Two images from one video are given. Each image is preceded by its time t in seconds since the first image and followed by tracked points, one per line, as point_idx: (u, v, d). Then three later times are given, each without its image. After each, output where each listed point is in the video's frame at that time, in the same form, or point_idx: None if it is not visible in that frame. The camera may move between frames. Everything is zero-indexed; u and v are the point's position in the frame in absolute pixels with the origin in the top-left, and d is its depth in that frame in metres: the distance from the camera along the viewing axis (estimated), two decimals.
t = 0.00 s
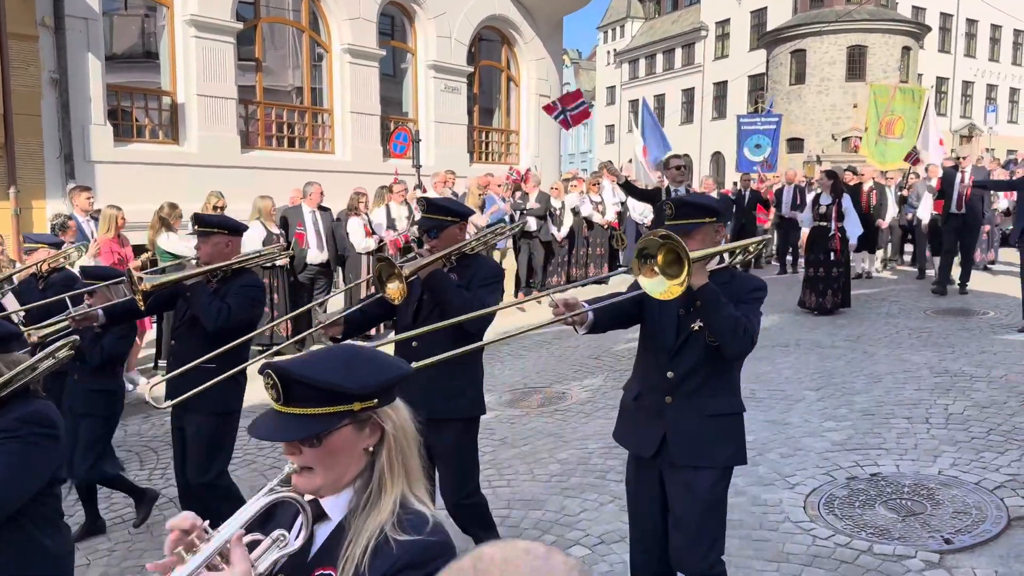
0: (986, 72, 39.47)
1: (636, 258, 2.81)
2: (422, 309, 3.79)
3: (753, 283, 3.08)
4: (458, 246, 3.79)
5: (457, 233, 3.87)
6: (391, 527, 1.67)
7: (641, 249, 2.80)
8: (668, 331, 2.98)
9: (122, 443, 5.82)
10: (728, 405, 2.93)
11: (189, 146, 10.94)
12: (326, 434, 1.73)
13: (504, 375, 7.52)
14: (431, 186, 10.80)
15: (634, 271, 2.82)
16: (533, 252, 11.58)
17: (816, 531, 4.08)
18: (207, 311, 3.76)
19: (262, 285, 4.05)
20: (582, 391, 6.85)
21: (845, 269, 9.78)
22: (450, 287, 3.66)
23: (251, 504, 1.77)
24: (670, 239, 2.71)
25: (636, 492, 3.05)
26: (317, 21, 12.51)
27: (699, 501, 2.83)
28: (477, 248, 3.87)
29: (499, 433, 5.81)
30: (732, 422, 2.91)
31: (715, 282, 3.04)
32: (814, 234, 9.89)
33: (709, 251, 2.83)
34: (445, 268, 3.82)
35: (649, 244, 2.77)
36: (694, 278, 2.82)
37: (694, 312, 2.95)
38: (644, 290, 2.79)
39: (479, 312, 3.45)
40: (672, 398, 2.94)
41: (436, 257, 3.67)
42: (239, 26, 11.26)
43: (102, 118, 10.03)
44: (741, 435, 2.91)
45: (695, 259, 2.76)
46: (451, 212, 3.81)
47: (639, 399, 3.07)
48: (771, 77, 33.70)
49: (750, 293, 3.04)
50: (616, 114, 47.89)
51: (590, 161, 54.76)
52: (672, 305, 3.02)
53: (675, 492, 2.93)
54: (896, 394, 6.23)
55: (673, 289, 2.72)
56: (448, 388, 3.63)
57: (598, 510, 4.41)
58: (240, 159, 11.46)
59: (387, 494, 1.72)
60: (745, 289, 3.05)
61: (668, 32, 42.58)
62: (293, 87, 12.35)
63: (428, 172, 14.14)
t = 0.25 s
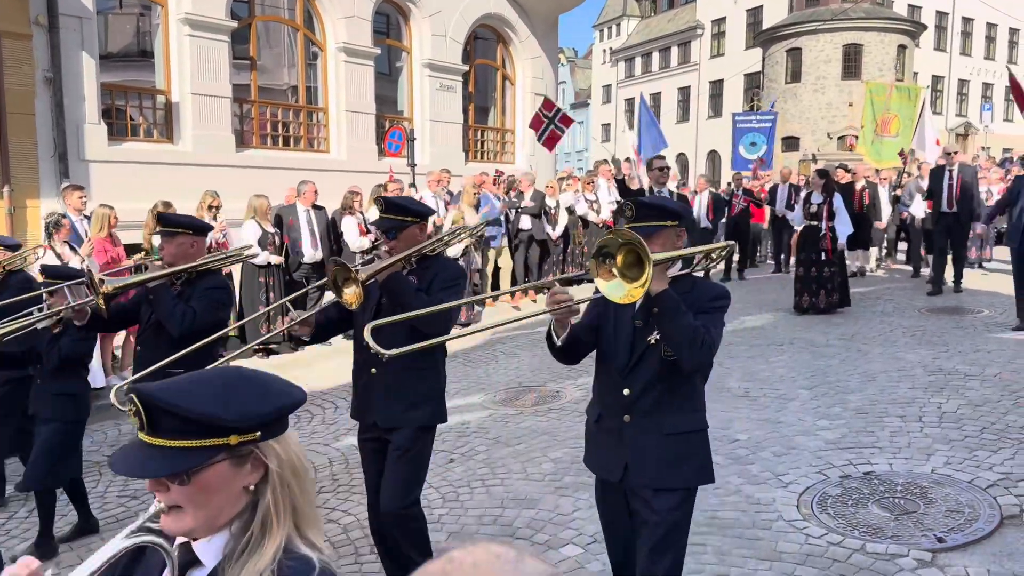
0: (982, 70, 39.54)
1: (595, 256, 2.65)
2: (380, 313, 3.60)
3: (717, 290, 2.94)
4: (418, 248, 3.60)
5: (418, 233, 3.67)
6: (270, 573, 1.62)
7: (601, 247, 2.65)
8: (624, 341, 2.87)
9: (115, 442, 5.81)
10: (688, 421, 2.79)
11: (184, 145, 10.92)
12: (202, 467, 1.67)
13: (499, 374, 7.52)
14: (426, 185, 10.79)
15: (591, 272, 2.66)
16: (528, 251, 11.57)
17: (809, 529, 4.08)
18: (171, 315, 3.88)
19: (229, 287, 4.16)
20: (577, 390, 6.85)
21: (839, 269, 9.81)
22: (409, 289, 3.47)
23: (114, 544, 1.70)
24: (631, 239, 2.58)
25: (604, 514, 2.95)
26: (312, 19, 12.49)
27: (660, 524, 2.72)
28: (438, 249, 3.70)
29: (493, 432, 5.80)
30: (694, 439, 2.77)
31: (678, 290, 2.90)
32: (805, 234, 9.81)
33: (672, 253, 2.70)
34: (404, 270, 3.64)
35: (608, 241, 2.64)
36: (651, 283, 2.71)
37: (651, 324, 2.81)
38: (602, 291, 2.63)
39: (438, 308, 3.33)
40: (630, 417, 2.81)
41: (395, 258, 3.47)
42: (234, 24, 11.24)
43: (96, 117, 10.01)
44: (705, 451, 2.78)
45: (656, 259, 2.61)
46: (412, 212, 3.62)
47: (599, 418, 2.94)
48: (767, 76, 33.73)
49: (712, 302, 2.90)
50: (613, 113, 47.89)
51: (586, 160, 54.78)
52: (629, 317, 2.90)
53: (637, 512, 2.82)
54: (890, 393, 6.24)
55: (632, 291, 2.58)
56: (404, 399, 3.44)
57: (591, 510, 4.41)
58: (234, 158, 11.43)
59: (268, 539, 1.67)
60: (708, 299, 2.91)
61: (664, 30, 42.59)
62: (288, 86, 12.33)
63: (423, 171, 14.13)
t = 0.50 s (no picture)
0: (975, 71, 39.65)
1: (547, 268, 2.37)
2: (340, 322, 3.56)
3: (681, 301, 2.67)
4: (376, 255, 3.55)
5: (377, 239, 3.63)
6: None
7: (554, 258, 2.37)
8: (583, 357, 2.60)
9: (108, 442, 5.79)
10: (653, 444, 2.50)
11: (178, 144, 10.90)
12: (27, 550, 1.36)
13: (493, 373, 7.51)
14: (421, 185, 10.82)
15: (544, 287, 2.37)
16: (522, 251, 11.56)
17: (801, 527, 4.09)
18: (128, 318, 3.73)
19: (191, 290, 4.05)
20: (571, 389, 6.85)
21: (825, 269, 9.68)
22: (366, 298, 3.40)
23: None
24: (591, 252, 2.32)
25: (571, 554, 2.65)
26: (307, 19, 12.47)
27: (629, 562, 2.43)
28: (398, 255, 3.64)
29: (486, 431, 5.80)
30: (659, 464, 2.48)
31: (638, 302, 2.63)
32: (790, 231, 9.92)
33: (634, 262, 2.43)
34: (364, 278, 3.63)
35: (561, 251, 2.36)
36: (610, 295, 2.42)
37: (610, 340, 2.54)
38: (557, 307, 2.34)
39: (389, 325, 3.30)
40: (590, 444, 2.52)
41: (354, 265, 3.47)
42: (228, 23, 11.22)
43: (90, 116, 9.99)
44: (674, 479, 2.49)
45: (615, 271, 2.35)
46: (369, 219, 3.59)
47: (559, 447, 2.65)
48: (762, 76, 33.80)
49: (673, 316, 2.63)
50: (608, 113, 47.92)
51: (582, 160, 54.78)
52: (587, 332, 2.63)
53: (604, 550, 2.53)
54: (883, 391, 6.25)
55: (590, 306, 2.29)
56: (365, 411, 3.45)
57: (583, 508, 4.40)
58: (227, 157, 11.40)
59: None
60: (673, 313, 2.63)
61: (659, 31, 42.63)
62: (282, 85, 12.31)
63: (417, 170, 14.12)
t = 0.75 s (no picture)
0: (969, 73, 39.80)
1: (491, 287, 2.21)
2: (299, 332, 3.20)
3: (643, 312, 2.51)
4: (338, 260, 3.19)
5: (340, 244, 3.29)
6: None
7: (498, 278, 2.21)
8: (541, 376, 2.47)
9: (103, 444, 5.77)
10: (616, 466, 2.38)
11: (173, 145, 10.88)
12: None
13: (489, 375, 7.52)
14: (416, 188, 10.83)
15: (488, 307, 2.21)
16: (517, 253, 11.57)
17: (797, 529, 4.10)
18: (89, 325, 3.42)
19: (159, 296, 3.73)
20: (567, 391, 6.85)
21: (812, 269, 9.62)
22: (326, 306, 3.06)
23: None
24: (525, 264, 2.15)
25: None
26: (302, 20, 12.46)
27: None
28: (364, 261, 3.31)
29: (482, 433, 5.80)
30: (622, 488, 2.36)
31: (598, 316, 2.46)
32: (781, 234, 9.85)
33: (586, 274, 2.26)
34: (326, 286, 3.27)
35: (505, 270, 2.19)
36: (564, 309, 2.25)
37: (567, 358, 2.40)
38: (503, 327, 2.19)
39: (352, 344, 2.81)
40: (552, 466, 2.41)
41: (314, 270, 3.10)
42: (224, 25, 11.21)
43: (84, 117, 9.97)
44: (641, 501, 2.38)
45: (564, 287, 2.20)
46: (328, 222, 3.24)
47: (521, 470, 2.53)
48: (756, 78, 33.89)
49: (634, 330, 2.46)
50: (603, 115, 47.99)
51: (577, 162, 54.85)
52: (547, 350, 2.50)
53: None
54: (877, 393, 6.26)
55: (536, 325, 2.14)
56: (326, 427, 3.07)
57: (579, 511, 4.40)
58: (222, 158, 11.39)
59: None
60: (636, 327, 2.46)
61: (654, 33, 42.71)
62: (278, 87, 12.30)
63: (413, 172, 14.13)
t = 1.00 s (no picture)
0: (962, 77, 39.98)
1: (435, 316, 2.15)
2: (254, 348, 3.15)
3: (597, 339, 2.45)
4: (295, 272, 3.18)
5: (297, 257, 3.26)
6: None
7: (442, 306, 2.14)
8: (486, 406, 2.41)
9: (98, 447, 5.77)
10: (562, 503, 2.33)
11: (168, 148, 10.86)
12: None
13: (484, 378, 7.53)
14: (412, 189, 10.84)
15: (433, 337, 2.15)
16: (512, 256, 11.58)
17: (792, 530, 4.12)
18: (43, 343, 3.31)
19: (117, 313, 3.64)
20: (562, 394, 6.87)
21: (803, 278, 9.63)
22: (282, 321, 3.00)
23: None
24: (475, 292, 2.08)
25: None
26: (298, 23, 12.46)
27: None
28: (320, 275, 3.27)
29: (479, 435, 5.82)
30: (570, 524, 2.32)
31: (547, 343, 2.41)
32: (772, 237, 9.86)
33: (533, 302, 2.21)
34: (281, 299, 3.22)
35: (449, 297, 2.13)
36: (513, 337, 2.20)
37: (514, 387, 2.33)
38: (448, 357, 2.13)
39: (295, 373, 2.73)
40: (494, 500, 2.36)
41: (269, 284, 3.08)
42: (219, 27, 11.21)
43: (79, 119, 9.95)
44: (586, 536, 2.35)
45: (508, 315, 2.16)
46: (285, 234, 3.22)
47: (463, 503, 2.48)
48: (750, 82, 34.02)
49: (585, 358, 2.39)
50: (598, 118, 48.05)
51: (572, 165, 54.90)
52: (491, 376, 2.43)
53: None
54: (871, 396, 6.30)
55: (481, 356, 2.09)
56: (275, 450, 3.00)
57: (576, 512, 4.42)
58: (217, 161, 11.37)
59: None
60: (588, 357, 2.39)
61: (649, 37, 42.81)
62: (273, 89, 12.29)
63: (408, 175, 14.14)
